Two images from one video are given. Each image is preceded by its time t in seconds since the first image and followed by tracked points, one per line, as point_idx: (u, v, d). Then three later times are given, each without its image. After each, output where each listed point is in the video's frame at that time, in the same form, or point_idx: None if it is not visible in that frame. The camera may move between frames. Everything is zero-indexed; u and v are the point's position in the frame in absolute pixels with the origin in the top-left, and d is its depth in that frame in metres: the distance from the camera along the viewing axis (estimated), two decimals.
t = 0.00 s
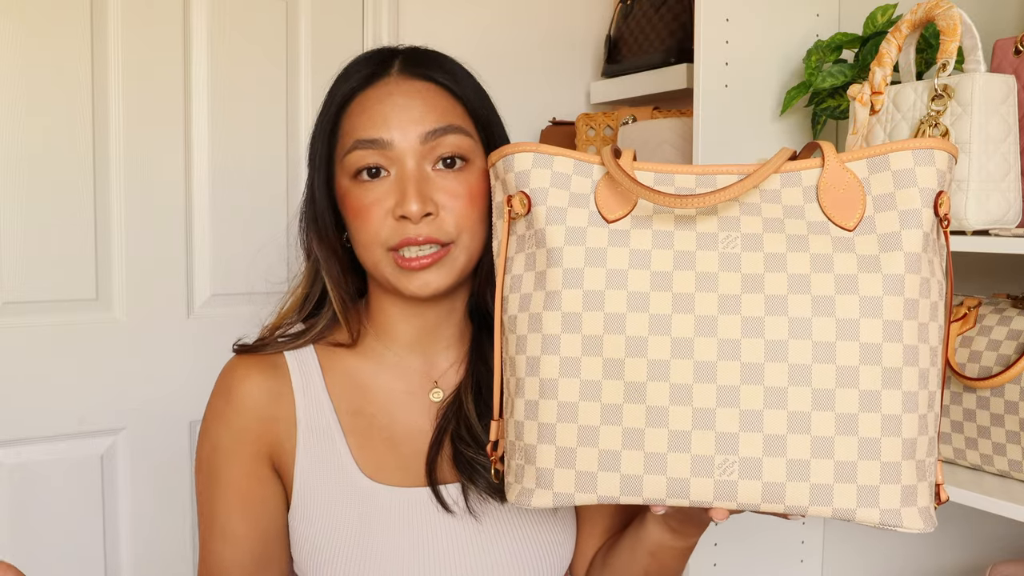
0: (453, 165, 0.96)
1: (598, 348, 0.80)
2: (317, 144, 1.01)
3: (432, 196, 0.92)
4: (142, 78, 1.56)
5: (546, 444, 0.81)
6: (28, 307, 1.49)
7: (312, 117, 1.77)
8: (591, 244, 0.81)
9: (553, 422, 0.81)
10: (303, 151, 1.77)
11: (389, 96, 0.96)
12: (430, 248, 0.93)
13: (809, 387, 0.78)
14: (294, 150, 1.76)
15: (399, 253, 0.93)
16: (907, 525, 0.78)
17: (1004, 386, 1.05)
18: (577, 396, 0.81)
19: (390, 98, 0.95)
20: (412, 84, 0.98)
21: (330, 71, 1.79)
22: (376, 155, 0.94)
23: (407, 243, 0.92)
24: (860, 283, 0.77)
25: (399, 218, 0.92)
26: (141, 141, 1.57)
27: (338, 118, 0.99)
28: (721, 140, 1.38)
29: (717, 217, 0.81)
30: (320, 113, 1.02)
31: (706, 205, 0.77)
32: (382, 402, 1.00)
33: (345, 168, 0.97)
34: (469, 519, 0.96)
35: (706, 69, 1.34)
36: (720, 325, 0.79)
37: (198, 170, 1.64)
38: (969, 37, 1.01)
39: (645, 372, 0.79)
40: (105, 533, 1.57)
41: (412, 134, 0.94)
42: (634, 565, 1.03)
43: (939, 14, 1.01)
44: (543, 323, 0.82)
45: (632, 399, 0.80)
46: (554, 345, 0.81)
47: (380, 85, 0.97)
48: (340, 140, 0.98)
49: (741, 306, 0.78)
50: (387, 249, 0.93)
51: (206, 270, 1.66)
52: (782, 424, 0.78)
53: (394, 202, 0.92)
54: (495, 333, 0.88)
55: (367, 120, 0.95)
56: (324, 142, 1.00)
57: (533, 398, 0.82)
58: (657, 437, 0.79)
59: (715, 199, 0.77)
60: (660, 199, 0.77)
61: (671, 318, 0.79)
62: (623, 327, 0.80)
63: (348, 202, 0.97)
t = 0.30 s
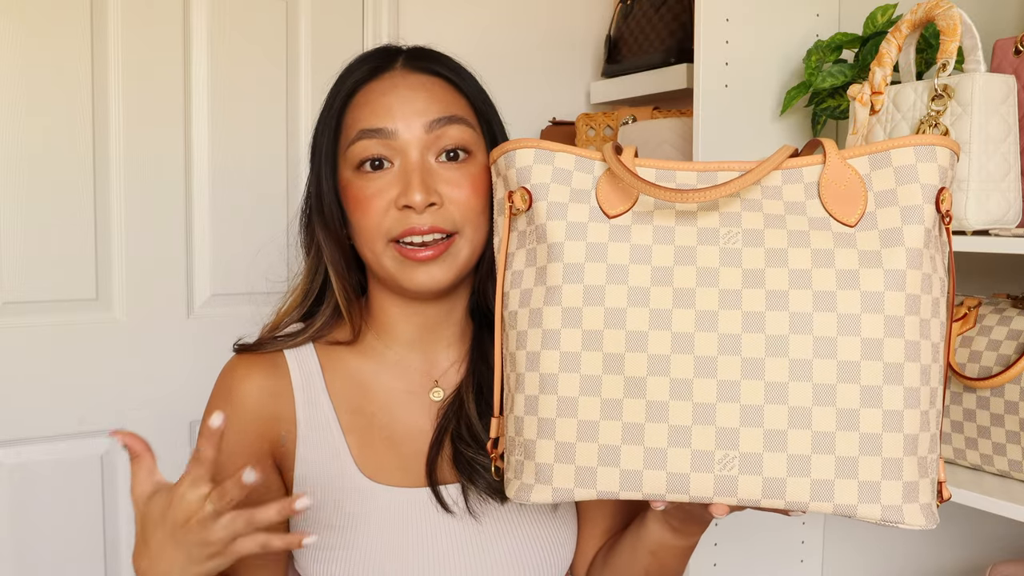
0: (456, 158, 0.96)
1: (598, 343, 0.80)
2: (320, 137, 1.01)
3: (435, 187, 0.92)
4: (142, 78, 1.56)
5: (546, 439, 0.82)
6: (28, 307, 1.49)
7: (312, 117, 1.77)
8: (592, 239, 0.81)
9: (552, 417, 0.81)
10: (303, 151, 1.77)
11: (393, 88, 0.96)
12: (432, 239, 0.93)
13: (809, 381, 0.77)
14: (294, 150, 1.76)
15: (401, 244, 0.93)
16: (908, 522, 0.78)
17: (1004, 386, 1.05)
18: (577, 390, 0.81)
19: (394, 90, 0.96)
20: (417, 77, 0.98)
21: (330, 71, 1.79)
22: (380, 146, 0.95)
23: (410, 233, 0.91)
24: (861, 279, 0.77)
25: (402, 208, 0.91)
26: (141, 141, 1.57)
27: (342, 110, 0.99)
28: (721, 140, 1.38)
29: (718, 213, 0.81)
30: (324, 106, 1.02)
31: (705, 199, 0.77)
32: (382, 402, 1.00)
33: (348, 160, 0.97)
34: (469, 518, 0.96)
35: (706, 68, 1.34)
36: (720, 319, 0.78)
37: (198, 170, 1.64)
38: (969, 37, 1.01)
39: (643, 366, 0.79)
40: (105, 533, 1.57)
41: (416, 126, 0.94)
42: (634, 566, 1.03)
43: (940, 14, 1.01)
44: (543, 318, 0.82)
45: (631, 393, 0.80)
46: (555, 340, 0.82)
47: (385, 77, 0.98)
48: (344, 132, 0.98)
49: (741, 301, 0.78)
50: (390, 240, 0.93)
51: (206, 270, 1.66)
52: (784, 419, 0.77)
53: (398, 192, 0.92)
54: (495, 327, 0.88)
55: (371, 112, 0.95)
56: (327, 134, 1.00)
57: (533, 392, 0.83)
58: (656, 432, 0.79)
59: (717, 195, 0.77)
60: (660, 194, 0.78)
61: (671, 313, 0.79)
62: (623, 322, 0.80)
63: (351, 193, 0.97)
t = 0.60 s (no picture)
0: (453, 163, 0.96)
1: (589, 348, 0.81)
2: (319, 138, 1.02)
3: (430, 193, 0.93)
4: (142, 79, 1.56)
5: (536, 445, 0.82)
6: (28, 307, 1.49)
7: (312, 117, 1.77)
8: (583, 244, 0.82)
9: (543, 423, 0.82)
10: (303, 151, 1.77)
11: (390, 91, 0.96)
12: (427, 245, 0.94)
13: (801, 389, 0.77)
14: (294, 150, 1.76)
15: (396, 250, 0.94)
16: (901, 532, 0.77)
17: (1004, 386, 1.05)
18: (568, 397, 0.81)
19: (391, 94, 0.95)
20: (414, 80, 0.98)
21: (330, 71, 1.79)
22: (376, 150, 0.95)
23: (404, 240, 0.92)
24: (854, 284, 0.77)
25: (397, 215, 0.92)
26: (141, 141, 1.57)
27: (340, 111, 0.99)
28: (721, 141, 1.38)
29: (711, 218, 0.81)
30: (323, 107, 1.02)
31: (697, 204, 0.77)
32: (385, 400, 1.00)
33: (345, 163, 0.97)
34: (469, 519, 0.96)
35: (706, 68, 1.34)
36: (711, 324, 0.78)
37: (198, 170, 1.64)
38: (969, 37, 1.01)
39: (635, 372, 0.80)
40: (105, 533, 1.57)
41: (412, 130, 0.94)
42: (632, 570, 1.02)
43: (939, 14, 1.01)
44: (535, 323, 0.83)
45: (622, 399, 0.80)
46: (546, 345, 0.82)
47: (383, 79, 0.98)
48: (341, 135, 0.99)
49: (732, 307, 0.78)
50: (386, 246, 0.94)
51: (206, 270, 1.66)
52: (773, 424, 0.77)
53: (393, 197, 0.93)
54: (491, 331, 0.89)
55: (368, 116, 0.95)
56: (326, 136, 1.00)
57: (524, 398, 0.83)
58: (670, 417, 0.79)
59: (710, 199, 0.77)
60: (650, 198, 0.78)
61: (661, 319, 0.79)
62: (614, 327, 0.80)
63: (348, 196, 0.97)
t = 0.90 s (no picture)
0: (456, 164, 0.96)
1: (597, 375, 0.80)
2: (317, 140, 1.00)
3: (435, 194, 0.92)
4: (142, 79, 1.56)
5: (542, 471, 0.82)
6: (28, 308, 1.49)
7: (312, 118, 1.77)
8: (591, 266, 0.81)
9: (550, 450, 0.81)
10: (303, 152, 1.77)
11: (392, 93, 0.96)
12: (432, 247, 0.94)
13: (790, 394, 0.77)
14: (293, 151, 1.76)
15: (401, 252, 0.93)
16: (915, 568, 0.76)
17: (1004, 386, 1.05)
18: (574, 422, 0.81)
19: (394, 96, 0.95)
20: (416, 82, 0.98)
21: (331, 72, 1.79)
22: (380, 152, 0.94)
23: (411, 242, 0.91)
24: (870, 313, 0.77)
25: (403, 217, 0.91)
26: (141, 141, 1.57)
27: (340, 113, 0.98)
28: (721, 140, 1.38)
29: (724, 240, 0.80)
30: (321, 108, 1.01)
31: (710, 228, 0.76)
32: (381, 407, 1.00)
33: (347, 164, 0.96)
34: (468, 523, 0.96)
35: (706, 68, 1.34)
36: (722, 352, 0.78)
37: (198, 170, 1.64)
38: (969, 37, 1.01)
39: (643, 400, 0.79)
40: (106, 533, 1.57)
41: (417, 131, 0.94)
42: None
43: (940, 14, 1.01)
44: (542, 346, 0.82)
45: (630, 427, 0.79)
46: (553, 369, 0.81)
47: (385, 81, 0.97)
48: (342, 136, 0.98)
49: (745, 334, 0.78)
50: (390, 248, 0.93)
51: (206, 270, 1.66)
52: (761, 433, 0.77)
53: (399, 198, 0.92)
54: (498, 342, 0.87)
55: (371, 117, 0.94)
56: (325, 137, 0.99)
57: (530, 422, 0.83)
58: (657, 419, 0.79)
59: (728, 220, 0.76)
60: (665, 223, 0.77)
61: (672, 345, 0.79)
62: (622, 354, 0.80)
63: (349, 198, 0.96)
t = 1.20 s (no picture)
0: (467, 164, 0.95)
1: (596, 413, 0.75)
2: (323, 128, 0.95)
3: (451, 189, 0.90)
4: (142, 79, 1.56)
5: (540, 509, 0.76)
6: (28, 308, 1.49)
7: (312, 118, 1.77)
8: (590, 297, 0.76)
9: (547, 488, 0.76)
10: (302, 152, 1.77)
11: (410, 86, 0.93)
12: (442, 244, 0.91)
13: (795, 433, 0.71)
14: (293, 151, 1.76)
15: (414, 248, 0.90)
16: None
17: (1004, 386, 1.05)
18: (573, 461, 0.75)
19: (411, 89, 0.92)
20: (432, 78, 0.95)
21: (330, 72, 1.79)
22: (397, 143, 0.90)
23: (427, 236, 0.88)
24: (879, 347, 0.71)
25: (420, 211, 0.88)
26: (141, 141, 1.57)
27: (350, 101, 0.93)
28: (721, 141, 1.38)
29: (727, 270, 0.75)
30: (329, 93, 0.95)
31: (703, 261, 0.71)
32: (370, 411, 0.95)
33: (360, 153, 0.91)
34: (462, 521, 0.94)
35: (706, 68, 1.34)
36: (725, 388, 0.73)
37: (198, 170, 1.64)
38: (969, 37, 1.01)
39: (644, 440, 0.74)
40: (105, 533, 1.57)
41: (436, 126, 0.91)
42: None
43: (939, 14, 1.01)
44: (539, 380, 0.77)
45: (631, 467, 0.74)
46: (550, 406, 0.76)
47: (401, 74, 0.94)
48: (354, 124, 0.93)
49: (749, 370, 0.72)
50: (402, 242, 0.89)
51: (206, 270, 1.66)
52: (766, 472, 0.71)
53: (417, 191, 0.89)
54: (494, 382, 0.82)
55: (389, 107, 0.91)
56: (333, 126, 0.93)
57: (527, 459, 0.77)
58: (659, 458, 0.73)
59: (732, 253, 0.70)
60: (665, 254, 0.71)
61: (673, 380, 0.73)
62: (622, 390, 0.74)
63: (360, 190, 0.91)
